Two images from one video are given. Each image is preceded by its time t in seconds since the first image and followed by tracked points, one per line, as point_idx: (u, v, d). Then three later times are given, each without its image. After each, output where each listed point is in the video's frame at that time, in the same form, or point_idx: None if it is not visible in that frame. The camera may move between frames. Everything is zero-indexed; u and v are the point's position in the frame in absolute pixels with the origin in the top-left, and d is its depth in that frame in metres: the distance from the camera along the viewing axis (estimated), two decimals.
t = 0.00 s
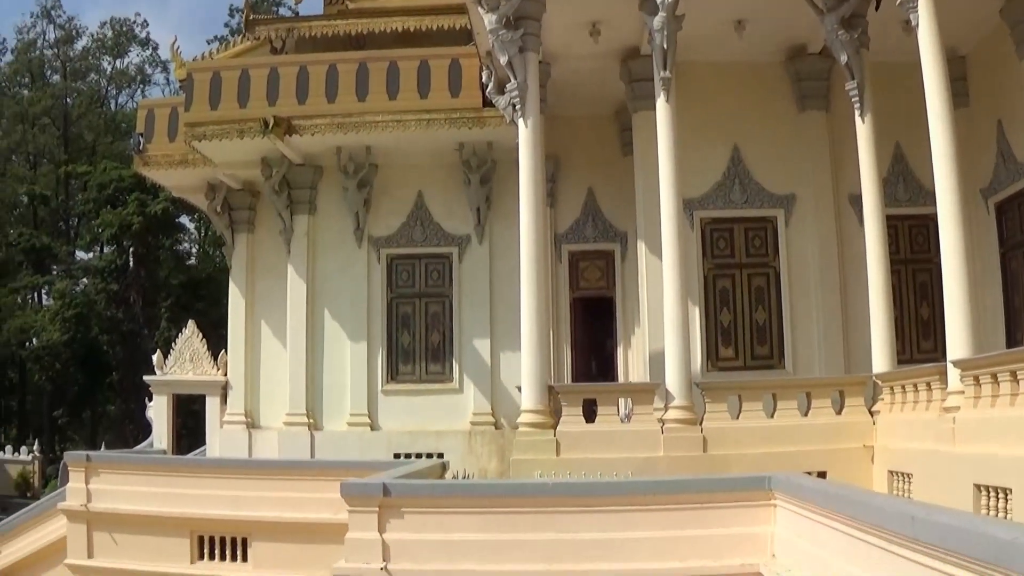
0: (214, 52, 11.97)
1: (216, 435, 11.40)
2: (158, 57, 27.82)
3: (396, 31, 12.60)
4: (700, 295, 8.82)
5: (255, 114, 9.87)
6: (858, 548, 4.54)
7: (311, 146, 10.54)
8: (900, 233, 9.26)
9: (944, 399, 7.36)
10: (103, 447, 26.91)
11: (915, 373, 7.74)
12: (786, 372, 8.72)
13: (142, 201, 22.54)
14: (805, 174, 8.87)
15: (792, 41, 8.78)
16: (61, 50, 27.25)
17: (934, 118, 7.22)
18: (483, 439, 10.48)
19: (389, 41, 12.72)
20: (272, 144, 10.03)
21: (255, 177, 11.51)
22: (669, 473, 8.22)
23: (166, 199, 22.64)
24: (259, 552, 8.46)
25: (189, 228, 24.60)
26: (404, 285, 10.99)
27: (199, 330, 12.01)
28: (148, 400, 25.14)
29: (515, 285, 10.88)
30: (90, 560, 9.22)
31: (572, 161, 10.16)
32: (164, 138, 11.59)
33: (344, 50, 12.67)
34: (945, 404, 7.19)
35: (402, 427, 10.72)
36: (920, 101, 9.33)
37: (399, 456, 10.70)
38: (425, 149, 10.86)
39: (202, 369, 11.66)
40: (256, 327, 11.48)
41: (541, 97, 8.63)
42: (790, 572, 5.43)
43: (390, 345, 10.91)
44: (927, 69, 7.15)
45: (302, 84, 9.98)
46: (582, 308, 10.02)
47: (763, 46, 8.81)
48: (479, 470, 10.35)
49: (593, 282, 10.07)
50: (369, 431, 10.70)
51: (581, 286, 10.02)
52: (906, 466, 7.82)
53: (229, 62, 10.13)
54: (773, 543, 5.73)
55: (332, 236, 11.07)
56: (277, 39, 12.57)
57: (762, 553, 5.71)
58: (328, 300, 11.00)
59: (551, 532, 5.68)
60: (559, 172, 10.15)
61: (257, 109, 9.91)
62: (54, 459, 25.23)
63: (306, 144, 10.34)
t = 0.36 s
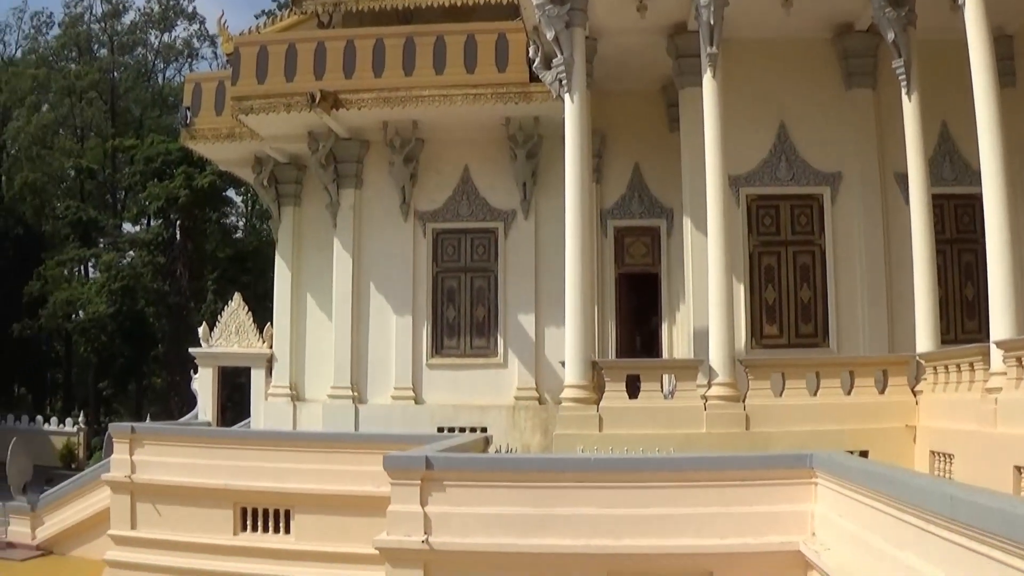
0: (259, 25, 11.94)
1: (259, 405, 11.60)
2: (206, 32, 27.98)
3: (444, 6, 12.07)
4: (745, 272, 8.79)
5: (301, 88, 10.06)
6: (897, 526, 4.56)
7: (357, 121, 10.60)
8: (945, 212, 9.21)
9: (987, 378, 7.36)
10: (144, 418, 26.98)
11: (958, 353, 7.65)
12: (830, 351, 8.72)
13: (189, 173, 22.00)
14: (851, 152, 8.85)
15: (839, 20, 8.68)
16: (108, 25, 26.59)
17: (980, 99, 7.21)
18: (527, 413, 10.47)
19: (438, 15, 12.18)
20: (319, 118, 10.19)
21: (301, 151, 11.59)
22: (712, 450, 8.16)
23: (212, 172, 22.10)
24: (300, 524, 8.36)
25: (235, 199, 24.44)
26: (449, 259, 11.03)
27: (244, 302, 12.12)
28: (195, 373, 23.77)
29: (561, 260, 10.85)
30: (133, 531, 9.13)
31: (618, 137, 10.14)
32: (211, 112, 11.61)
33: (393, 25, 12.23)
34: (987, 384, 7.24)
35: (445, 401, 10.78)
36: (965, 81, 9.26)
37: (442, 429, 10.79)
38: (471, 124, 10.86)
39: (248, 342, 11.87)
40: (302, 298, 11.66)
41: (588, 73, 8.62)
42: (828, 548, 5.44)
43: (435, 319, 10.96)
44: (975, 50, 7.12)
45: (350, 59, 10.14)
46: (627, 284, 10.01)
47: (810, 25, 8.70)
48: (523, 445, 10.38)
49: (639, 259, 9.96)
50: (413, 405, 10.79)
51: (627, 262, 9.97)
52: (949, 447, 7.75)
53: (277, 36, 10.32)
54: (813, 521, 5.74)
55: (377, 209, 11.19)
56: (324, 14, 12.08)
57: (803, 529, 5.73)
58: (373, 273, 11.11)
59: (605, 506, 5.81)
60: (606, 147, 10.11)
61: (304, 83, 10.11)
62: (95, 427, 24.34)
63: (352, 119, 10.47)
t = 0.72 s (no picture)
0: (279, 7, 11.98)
1: (289, 384, 11.71)
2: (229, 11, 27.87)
3: None
4: (771, 240, 8.78)
5: (323, 66, 10.08)
6: (926, 492, 4.57)
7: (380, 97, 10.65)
8: (971, 176, 9.17)
9: (1014, 343, 7.31)
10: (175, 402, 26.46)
11: (986, 318, 7.64)
12: (858, 318, 8.72)
13: (213, 154, 23.05)
14: (876, 118, 8.82)
15: None
16: (129, 7, 26.38)
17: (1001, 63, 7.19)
18: (556, 386, 10.51)
19: None
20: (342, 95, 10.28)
21: (325, 128, 11.60)
22: (740, 418, 8.18)
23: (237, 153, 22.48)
24: (333, 501, 8.37)
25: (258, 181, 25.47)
26: (475, 234, 11.04)
27: (270, 283, 12.45)
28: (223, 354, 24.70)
29: (585, 231, 10.84)
30: (165, 513, 9.05)
31: (642, 108, 10.11)
32: (235, 92, 11.84)
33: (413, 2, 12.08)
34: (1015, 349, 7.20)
35: (475, 374, 10.85)
36: (989, 45, 9.21)
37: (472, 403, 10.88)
38: (494, 99, 10.86)
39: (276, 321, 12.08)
40: (329, 277, 11.66)
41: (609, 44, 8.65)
42: (859, 516, 5.56)
43: (461, 294, 10.99)
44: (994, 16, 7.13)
45: (372, 35, 10.15)
46: (654, 255, 10.07)
47: None
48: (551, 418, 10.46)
49: (664, 229, 10.01)
50: (442, 379, 10.89)
51: (652, 233, 10.02)
52: (977, 412, 7.76)
53: (297, 14, 10.29)
54: (842, 488, 5.84)
55: (401, 186, 11.21)
56: None
57: (832, 498, 5.82)
58: (399, 251, 11.15)
59: (634, 477, 5.89)
60: (630, 119, 10.09)
61: (326, 61, 10.10)
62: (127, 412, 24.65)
63: (376, 95, 10.55)
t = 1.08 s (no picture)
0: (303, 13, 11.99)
1: (313, 390, 11.79)
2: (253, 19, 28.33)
3: None
4: (797, 247, 8.70)
5: (347, 71, 10.02)
6: (952, 502, 4.50)
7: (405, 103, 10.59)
8: (999, 183, 9.08)
9: None
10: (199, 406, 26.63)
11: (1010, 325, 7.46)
12: (885, 327, 8.63)
13: (240, 161, 23.36)
14: (903, 124, 8.73)
15: None
16: (155, 15, 26.99)
17: None
18: (581, 394, 10.47)
19: None
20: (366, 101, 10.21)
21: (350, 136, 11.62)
22: (765, 428, 8.08)
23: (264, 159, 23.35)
24: (354, 509, 8.28)
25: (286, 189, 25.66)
26: (500, 241, 11.00)
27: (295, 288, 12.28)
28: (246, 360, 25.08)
29: (610, 238, 10.76)
30: (186, 518, 9.02)
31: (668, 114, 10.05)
32: (259, 98, 11.76)
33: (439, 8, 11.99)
34: None
35: (499, 383, 10.76)
36: (1017, 50, 9.11)
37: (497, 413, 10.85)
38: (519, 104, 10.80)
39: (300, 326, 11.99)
40: (353, 283, 11.75)
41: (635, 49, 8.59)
42: (885, 528, 5.43)
43: (486, 302, 10.95)
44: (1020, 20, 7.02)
45: (397, 41, 10.12)
46: (681, 262, 9.98)
47: None
48: (576, 426, 10.38)
49: (691, 237, 9.90)
50: (464, 388, 10.80)
51: (678, 240, 9.94)
52: (1006, 422, 7.64)
53: (321, 19, 10.27)
54: (870, 500, 5.72)
55: (427, 191, 11.18)
56: None
57: (858, 510, 5.70)
58: (424, 257, 11.11)
59: (660, 486, 5.78)
60: (655, 125, 10.03)
61: (350, 66, 10.06)
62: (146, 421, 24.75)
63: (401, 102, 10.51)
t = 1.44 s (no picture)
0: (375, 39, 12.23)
1: (394, 417, 11.77)
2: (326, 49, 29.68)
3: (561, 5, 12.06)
4: (878, 263, 8.61)
5: (420, 96, 10.17)
6: None
7: (479, 127, 10.65)
8: None
9: None
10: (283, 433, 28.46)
11: None
12: (969, 341, 8.52)
13: (315, 190, 24.43)
14: (981, 135, 8.61)
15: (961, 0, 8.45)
16: (228, 45, 28.69)
17: None
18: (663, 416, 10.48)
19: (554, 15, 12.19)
20: (440, 126, 10.33)
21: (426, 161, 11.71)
22: (851, 448, 7.94)
23: (339, 189, 24.29)
24: (435, 535, 8.23)
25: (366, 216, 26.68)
26: (579, 263, 10.97)
27: (374, 316, 12.38)
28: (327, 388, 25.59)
29: (688, 257, 10.73)
30: (267, 545, 8.98)
31: (742, 131, 10.06)
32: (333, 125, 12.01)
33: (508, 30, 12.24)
34: None
35: (581, 406, 10.75)
36: None
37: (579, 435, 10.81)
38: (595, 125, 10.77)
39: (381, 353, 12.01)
40: (432, 308, 11.77)
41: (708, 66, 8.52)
42: (971, 546, 5.50)
43: (565, 325, 10.91)
44: None
45: (469, 66, 10.30)
46: (762, 280, 9.96)
47: (932, 6, 8.48)
48: (659, 448, 10.40)
49: (771, 254, 9.87)
50: (546, 412, 10.84)
51: (758, 258, 9.90)
52: None
53: (393, 46, 10.45)
54: (956, 518, 5.78)
55: (503, 214, 11.19)
56: (439, 22, 12.33)
57: (944, 528, 5.78)
58: (502, 281, 11.10)
59: (743, 508, 6.01)
60: (731, 143, 10.02)
61: (423, 92, 10.23)
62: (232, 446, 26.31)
63: (476, 126, 10.61)
